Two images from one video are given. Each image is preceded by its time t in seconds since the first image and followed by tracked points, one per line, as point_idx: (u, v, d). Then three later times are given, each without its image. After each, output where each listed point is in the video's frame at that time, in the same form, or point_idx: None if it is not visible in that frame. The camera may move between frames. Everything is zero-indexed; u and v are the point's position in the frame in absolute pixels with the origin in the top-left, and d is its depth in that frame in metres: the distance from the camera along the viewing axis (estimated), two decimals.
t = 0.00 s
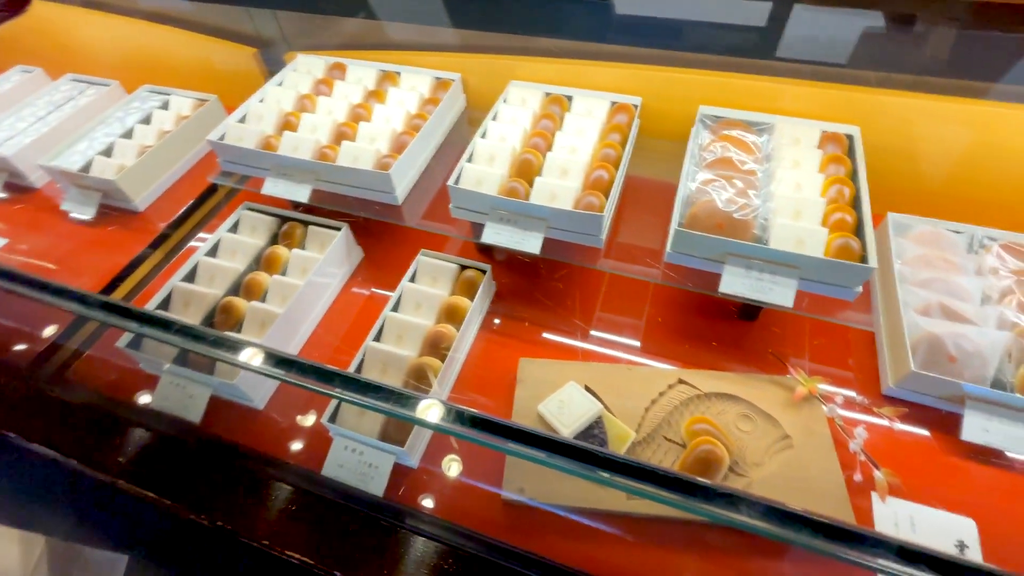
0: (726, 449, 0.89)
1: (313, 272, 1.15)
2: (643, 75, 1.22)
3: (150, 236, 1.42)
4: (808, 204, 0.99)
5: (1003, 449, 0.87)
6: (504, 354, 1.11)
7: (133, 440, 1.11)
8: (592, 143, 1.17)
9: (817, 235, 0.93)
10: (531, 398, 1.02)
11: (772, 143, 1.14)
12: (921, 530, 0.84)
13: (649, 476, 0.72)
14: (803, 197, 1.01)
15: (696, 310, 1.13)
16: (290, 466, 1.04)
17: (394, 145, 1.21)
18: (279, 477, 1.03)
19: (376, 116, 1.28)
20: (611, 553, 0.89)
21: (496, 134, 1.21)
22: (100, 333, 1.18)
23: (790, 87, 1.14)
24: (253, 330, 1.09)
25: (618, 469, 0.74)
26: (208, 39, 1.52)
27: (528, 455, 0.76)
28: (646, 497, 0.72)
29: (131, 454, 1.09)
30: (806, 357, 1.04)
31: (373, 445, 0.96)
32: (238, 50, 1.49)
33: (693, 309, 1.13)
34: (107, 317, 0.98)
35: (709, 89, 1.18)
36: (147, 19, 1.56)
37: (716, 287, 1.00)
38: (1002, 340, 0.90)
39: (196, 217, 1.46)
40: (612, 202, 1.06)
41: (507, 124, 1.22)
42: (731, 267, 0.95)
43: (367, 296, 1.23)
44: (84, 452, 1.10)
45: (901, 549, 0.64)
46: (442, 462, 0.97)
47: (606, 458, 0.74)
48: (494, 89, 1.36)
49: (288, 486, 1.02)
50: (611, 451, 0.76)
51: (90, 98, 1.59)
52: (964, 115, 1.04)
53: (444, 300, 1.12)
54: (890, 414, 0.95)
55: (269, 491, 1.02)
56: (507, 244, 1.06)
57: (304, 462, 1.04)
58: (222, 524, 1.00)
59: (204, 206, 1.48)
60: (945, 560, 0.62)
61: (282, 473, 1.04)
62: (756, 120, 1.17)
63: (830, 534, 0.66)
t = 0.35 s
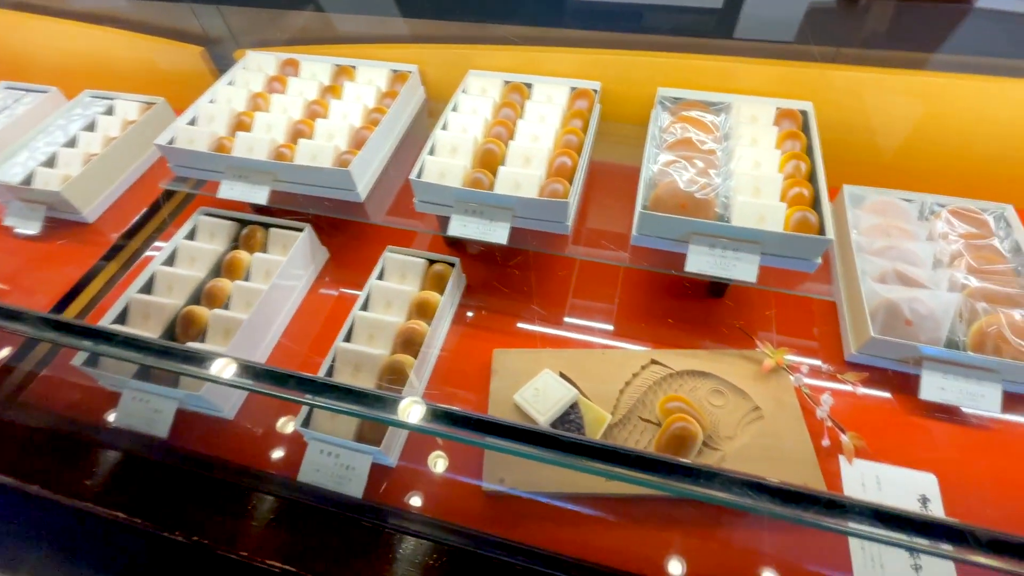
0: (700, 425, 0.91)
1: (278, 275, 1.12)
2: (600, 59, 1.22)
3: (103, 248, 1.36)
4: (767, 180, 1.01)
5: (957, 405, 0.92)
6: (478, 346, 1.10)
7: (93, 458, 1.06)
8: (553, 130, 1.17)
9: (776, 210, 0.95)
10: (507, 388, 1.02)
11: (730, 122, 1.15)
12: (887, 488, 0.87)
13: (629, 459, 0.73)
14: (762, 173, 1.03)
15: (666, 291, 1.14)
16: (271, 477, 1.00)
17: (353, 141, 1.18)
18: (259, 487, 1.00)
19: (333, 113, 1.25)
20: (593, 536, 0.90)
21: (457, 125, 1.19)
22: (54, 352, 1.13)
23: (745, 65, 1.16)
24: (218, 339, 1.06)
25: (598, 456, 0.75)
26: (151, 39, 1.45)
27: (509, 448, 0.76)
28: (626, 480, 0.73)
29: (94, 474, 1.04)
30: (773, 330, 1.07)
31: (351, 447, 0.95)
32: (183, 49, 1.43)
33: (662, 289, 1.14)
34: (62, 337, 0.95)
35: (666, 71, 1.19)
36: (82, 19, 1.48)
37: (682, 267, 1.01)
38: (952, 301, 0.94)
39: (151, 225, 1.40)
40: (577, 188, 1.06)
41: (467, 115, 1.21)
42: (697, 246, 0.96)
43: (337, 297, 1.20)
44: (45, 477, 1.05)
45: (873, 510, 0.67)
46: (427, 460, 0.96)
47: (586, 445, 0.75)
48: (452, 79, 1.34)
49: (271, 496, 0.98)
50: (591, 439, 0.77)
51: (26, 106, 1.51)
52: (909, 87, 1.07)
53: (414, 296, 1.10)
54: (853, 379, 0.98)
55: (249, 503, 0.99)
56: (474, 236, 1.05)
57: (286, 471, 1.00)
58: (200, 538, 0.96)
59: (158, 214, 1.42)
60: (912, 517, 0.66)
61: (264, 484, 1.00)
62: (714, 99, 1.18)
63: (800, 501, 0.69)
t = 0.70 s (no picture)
0: (684, 411, 0.90)
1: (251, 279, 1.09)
2: (572, 47, 1.21)
3: (67, 257, 1.31)
4: (742, 164, 1.01)
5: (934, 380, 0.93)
6: (460, 343, 1.08)
7: (54, 475, 1.01)
8: (527, 120, 1.15)
9: (752, 194, 0.95)
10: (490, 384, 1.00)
11: (704, 107, 1.15)
12: (868, 465, 0.88)
13: (612, 457, 0.74)
14: (737, 157, 1.03)
15: (646, 279, 1.14)
16: (257, 488, 0.96)
17: (322, 138, 1.15)
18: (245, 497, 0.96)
19: (301, 109, 1.21)
20: (581, 527, 0.90)
21: (429, 119, 1.17)
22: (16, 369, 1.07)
23: (717, 49, 1.15)
24: (191, 346, 1.03)
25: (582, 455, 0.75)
26: (107, 39, 1.40)
27: (492, 454, 0.76)
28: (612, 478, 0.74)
29: (56, 492, 1.00)
30: (753, 314, 1.08)
31: (333, 452, 0.92)
32: (141, 49, 1.38)
33: (642, 277, 1.14)
34: (14, 357, 0.93)
35: (638, 57, 1.18)
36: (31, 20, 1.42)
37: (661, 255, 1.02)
38: (926, 278, 0.96)
39: (116, 232, 1.35)
40: (553, 178, 1.05)
41: (439, 107, 1.18)
42: (675, 233, 0.95)
43: (314, 299, 1.18)
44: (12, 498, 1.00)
45: (855, 497, 0.68)
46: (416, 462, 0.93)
47: (569, 446, 0.75)
48: (423, 72, 1.31)
49: (259, 506, 0.95)
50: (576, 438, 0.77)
51: None
52: (877, 66, 1.08)
53: (392, 294, 1.08)
54: (832, 359, 0.99)
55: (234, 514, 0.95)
56: (450, 231, 1.02)
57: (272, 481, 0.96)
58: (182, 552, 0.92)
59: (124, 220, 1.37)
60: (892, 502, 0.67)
61: (252, 494, 0.96)
62: (688, 85, 1.18)
63: (784, 489, 0.69)
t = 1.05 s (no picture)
0: (675, 410, 0.89)
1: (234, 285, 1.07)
2: (556, 43, 1.19)
3: (46, 267, 1.29)
4: (729, 158, 1.00)
5: (924, 371, 0.93)
6: (449, 345, 1.07)
7: (28, 488, 0.99)
8: (513, 118, 1.14)
9: (740, 188, 0.95)
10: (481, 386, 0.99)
11: (691, 101, 1.14)
12: (860, 459, 0.88)
13: (602, 476, 0.74)
14: (724, 152, 1.02)
15: (637, 275, 1.13)
16: (249, 499, 0.92)
17: (305, 140, 1.13)
18: (237, 508, 0.92)
19: (282, 111, 1.19)
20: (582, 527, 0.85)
21: (413, 118, 1.15)
22: None
23: (702, 42, 1.14)
24: (174, 356, 1.01)
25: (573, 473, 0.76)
26: (80, 42, 1.36)
27: (482, 475, 0.76)
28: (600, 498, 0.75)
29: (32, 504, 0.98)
30: (744, 307, 1.08)
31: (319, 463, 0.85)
32: (117, 52, 1.35)
33: (633, 274, 1.13)
34: None
35: (623, 52, 1.17)
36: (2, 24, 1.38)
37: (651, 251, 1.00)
38: (915, 269, 0.96)
39: (98, 239, 1.33)
40: (540, 176, 1.03)
41: (423, 106, 1.16)
42: (664, 230, 0.94)
43: (300, 304, 1.15)
44: None
45: (850, 511, 0.69)
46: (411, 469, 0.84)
47: (561, 465, 0.75)
48: (406, 70, 1.29)
49: (252, 518, 0.92)
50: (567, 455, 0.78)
51: None
52: (862, 57, 1.07)
53: (379, 298, 1.06)
54: (823, 353, 0.99)
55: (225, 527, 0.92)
56: (436, 232, 1.01)
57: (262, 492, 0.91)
58: (172, 567, 0.91)
59: (105, 226, 1.34)
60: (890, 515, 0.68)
61: (245, 506, 0.92)
62: (674, 79, 1.17)
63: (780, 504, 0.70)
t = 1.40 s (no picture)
0: (676, 416, 0.88)
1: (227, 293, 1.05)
2: (552, 44, 1.18)
3: (39, 275, 1.27)
4: (729, 161, 0.99)
5: (927, 374, 0.92)
6: (447, 351, 1.06)
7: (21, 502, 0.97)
8: (509, 120, 1.12)
9: (740, 191, 0.94)
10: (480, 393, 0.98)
11: (689, 103, 1.13)
12: (864, 464, 0.87)
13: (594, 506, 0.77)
14: (724, 153, 1.01)
15: (636, 278, 1.12)
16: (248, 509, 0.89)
17: (299, 145, 1.12)
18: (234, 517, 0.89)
19: (276, 115, 1.18)
20: (585, 539, 0.78)
21: (408, 121, 1.14)
22: None
23: (700, 43, 1.13)
24: (168, 366, 0.99)
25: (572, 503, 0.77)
26: (72, 47, 1.35)
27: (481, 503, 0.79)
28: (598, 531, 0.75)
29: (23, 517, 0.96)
30: (745, 308, 1.07)
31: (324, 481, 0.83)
32: (108, 57, 1.34)
33: (632, 277, 1.12)
34: None
35: (621, 53, 1.16)
36: None
37: (650, 253, 0.98)
38: (917, 271, 0.95)
39: (91, 246, 1.31)
40: (537, 180, 1.02)
41: (418, 110, 1.15)
42: (663, 234, 0.93)
43: (298, 309, 1.14)
44: None
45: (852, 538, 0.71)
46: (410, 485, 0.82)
47: (562, 495, 0.78)
48: (401, 72, 1.28)
49: (249, 530, 0.89)
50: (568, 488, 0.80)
51: None
52: (861, 56, 1.06)
53: (376, 304, 1.04)
54: (826, 357, 0.98)
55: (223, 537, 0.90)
56: (432, 238, 0.99)
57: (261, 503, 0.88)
58: None
59: (98, 233, 1.33)
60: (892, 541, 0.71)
61: (244, 516, 0.89)
62: (672, 80, 1.16)
63: (778, 533, 0.72)
